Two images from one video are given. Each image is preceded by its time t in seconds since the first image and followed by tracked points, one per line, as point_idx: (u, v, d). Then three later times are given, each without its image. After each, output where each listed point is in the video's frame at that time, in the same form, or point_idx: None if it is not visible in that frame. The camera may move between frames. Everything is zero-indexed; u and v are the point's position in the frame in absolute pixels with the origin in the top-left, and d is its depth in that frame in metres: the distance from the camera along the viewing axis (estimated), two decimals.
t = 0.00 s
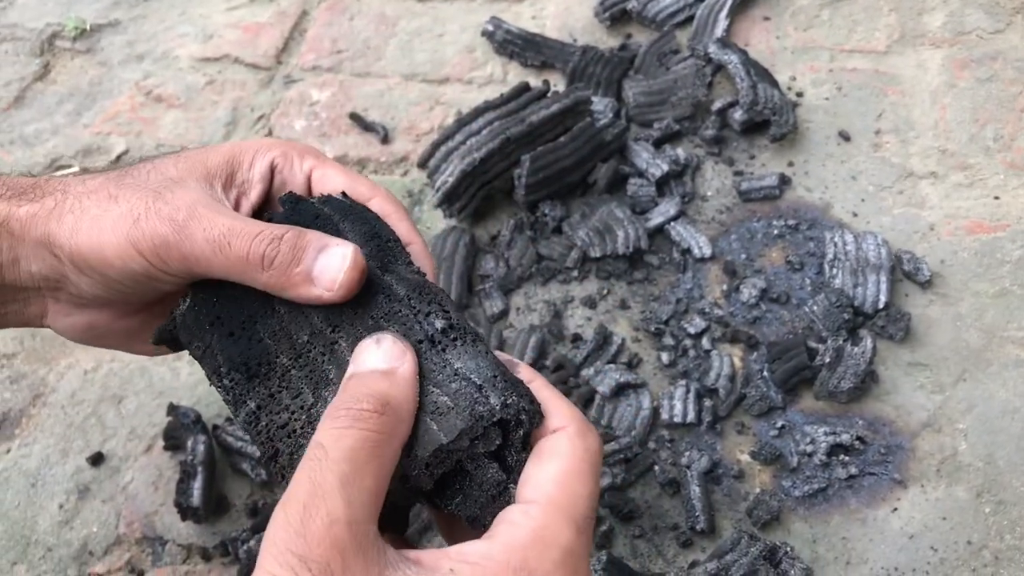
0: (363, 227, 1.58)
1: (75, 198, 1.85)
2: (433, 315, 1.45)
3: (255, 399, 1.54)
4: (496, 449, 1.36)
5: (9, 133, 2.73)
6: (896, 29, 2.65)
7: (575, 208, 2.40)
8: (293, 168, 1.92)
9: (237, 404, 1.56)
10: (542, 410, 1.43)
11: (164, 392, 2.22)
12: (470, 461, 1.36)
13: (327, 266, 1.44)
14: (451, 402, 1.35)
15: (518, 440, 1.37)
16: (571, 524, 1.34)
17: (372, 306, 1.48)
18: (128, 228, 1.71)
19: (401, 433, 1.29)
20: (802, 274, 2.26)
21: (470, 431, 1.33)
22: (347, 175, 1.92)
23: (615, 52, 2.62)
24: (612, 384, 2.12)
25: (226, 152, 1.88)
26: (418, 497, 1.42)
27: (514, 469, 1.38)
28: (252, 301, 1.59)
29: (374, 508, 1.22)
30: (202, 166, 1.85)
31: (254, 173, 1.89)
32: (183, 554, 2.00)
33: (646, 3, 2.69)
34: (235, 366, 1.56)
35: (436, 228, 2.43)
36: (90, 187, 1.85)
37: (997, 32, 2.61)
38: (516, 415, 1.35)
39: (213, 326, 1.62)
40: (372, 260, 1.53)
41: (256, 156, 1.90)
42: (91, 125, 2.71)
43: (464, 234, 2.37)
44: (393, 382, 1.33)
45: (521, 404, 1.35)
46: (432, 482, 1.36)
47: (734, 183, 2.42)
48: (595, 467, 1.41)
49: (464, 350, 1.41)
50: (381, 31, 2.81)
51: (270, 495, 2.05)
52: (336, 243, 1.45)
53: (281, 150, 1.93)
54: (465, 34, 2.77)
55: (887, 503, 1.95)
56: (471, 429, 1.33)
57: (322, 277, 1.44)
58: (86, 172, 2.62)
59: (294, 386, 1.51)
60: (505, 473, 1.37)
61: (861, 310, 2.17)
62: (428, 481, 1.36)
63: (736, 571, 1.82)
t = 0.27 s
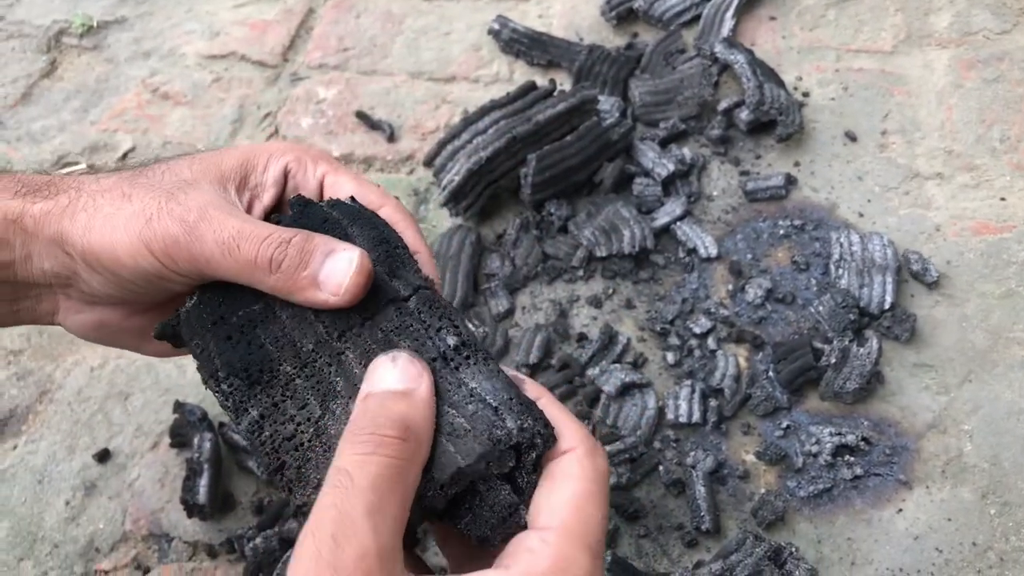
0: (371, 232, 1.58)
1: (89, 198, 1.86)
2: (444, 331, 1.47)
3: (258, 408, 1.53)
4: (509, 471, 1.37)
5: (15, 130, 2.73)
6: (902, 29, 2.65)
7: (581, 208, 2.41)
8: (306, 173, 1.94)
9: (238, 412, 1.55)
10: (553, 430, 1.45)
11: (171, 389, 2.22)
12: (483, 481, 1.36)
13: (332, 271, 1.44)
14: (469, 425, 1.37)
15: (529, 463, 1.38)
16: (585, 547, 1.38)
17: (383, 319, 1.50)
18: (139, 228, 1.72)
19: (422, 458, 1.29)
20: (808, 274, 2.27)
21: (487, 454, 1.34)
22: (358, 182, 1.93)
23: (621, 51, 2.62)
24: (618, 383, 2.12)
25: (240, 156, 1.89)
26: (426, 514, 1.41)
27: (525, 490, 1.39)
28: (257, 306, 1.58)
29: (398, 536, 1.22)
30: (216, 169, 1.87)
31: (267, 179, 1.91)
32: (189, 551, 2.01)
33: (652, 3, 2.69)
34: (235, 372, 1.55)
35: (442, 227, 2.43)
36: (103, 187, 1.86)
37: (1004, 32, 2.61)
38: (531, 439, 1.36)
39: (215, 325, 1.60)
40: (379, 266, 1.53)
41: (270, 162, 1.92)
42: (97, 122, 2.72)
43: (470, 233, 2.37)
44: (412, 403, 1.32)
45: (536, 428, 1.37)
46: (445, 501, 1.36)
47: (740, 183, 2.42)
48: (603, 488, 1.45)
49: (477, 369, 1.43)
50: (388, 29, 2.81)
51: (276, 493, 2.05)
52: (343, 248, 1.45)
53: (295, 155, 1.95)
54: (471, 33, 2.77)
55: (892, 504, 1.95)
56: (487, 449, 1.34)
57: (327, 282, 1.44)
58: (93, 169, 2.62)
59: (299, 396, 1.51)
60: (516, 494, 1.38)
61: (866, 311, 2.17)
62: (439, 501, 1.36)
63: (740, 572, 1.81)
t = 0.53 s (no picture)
0: (379, 208, 1.56)
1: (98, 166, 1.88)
2: (462, 328, 1.50)
3: (264, 402, 1.54)
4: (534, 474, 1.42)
5: (22, 122, 2.73)
6: (911, 24, 2.64)
7: (588, 202, 2.40)
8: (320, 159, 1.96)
9: (241, 406, 1.55)
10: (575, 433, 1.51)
11: (176, 381, 2.22)
12: (507, 485, 1.41)
13: (325, 226, 1.46)
14: (497, 430, 1.40)
15: (550, 465, 1.42)
16: (610, 549, 1.44)
17: (400, 314, 1.52)
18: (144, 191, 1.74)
19: (450, 461, 1.33)
20: (815, 268, 2.26)
21: (514, 459, 1.38)
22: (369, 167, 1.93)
23: (628, 45, 2.61)
24: (624, 377, 2.11)
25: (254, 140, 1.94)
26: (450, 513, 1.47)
27: (546, 492, 1.44)
28: (259, 296, 1.58)
29: (429, 542, 1.27)
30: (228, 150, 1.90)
31: (280, 161, 1.94)
32: (195, 543, 2.01)
33: None
34: (235, 363, 1.55)
35: (449, 220, 2.43)
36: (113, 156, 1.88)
37: (1014, 27, 2.60)
38: (558, 442, 1.40)
39: (215, 298, 1.61)
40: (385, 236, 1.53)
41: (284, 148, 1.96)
42: (103, 114, 2.71)
43: (476, 227, 2.36)
44: (437, 406, 1.35)
45: (562, 432, 1.40)
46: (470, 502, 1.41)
47: (748, 177, 2.42)
48: (625, 488, 1.51)
49: (498, 370, 1.46)
50: (394, 23, 2.81)
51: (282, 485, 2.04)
52: (336, 207, 1.47)
53: (309, 142, 1.98)
54: (478, 26, 2.76)
55: (899, 499, 1.95)
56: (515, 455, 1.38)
57: (319, 238, 1.46)
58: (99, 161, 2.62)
59: (309, 391, 1.52)
60: (539, 497, 1.43)
61: (875, 306, 2.15)
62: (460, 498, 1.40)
63: (748, 567, 1.81)
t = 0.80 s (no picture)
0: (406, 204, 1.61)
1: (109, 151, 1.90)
2: (486, 353, 1.49)
3: (289, 433, 1.55)
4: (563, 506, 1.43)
5: (27, 119, 2.74)
6: (916, 23, 2.63)
7: (593, 200, 2.40)
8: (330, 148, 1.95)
9: (267, 437, 1.57)
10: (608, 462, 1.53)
11: (182, 379, 2.22)
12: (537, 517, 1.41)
13: (353, 202, 1.50)
14: (524, 463, 1.39)
15: (579, 494, 1.43)
16: None
17: (423, 341, 1.51)
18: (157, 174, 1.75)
19: (478, 497, 1.34)
20: (820, 268, 2.26)
21: (545, 495, 1.37)
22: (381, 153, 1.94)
23: (633, 43, 2.61)
24: (629, 376, 2.12)
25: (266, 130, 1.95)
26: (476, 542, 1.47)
27: (576, 520, 1.45)
28: (283, 323, 1.61)
29: None
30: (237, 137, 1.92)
31: (288, 148, 1.95)
32: (200, 541, 2.01)
33: None
34: (261, 394, 1.58)
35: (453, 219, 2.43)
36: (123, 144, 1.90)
37: (1019, 26, 2.59)
38: (587, 474, 1.40)
39: (248, 282, 1.65)
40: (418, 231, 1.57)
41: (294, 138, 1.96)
42: (109, 112, 2.72)
43: (481, 226, 2.37)
44: (466, 442, 1.34)
45: (591, 463, 1.40)
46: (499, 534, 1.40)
47: (753, 176, 2.41)
48: (656, 518, 1.54)
49: (526, 399, 1.45)
50: (399, 21, 2.80)
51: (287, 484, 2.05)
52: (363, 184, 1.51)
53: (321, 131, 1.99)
54: (483, 24, 2.76)
55: (904, 499, 1.95)
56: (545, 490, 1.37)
57: (347, 212, 1.50)
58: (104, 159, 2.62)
59: (333, 423, 1.53)
60: (568, 526, 1.44)
61: (879, 305, 2.16)
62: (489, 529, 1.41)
63: (753, 567, 1.81)
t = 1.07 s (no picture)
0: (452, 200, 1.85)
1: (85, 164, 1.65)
2: (516, 354, 1.52)
3: (328, 433, 1.64)
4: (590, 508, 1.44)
5: (31, 114, 2.73)
6: (922, 18, 2.63)
7: (598, 195, 2.40)
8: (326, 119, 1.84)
9: (309, 436, 1.66)
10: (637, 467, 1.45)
11: (186, 374, 2.22)
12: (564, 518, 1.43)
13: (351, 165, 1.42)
14: (547, 466, 1.41)
15: (608, 496, 1.45)
16: None
17: (454, 343, 1.57)
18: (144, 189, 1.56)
19: (498, 502, 1.34)
20: (825, 263, 2.25)
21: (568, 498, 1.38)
22: (376, 100, 1.87)
23: (638, 38, 2.60)
24: (634, 370, 2.11)
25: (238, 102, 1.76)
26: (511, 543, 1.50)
27: (606, 523, 1.45)
28: (322, 321, 1.70)
29: None
30: (216, 118, 1.69)
31: (279, 128, 1.78)
32: (203, 535, 2.00)
33: None
34: (302, 394, 1.67)
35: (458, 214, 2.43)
36: (97, 148, 1.67)
37: None
38: (612, 478, 1.39)
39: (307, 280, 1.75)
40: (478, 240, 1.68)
41: (285, 113, 1.79)
42: (113, 106, 2.71)
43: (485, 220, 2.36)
44: (488, 445, 1.36)
45: (616, 467, 1.39)
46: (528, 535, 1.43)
47: (758, 171, 2.41)
48: (693, 524, 1.46)
49: (551, 400, 1.47)
50: (403, 16, 2.80)
51: (291, 478, 2.05)
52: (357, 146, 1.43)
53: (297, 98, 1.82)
54: (487, 19, 2.76)
55: (909, 494, 1.94)
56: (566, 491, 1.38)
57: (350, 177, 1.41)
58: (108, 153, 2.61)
59: (369, 424, 1.60)
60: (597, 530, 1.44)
61: (885, 301, 2.15)
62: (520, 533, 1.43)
63: (758, 562, 1.81)
